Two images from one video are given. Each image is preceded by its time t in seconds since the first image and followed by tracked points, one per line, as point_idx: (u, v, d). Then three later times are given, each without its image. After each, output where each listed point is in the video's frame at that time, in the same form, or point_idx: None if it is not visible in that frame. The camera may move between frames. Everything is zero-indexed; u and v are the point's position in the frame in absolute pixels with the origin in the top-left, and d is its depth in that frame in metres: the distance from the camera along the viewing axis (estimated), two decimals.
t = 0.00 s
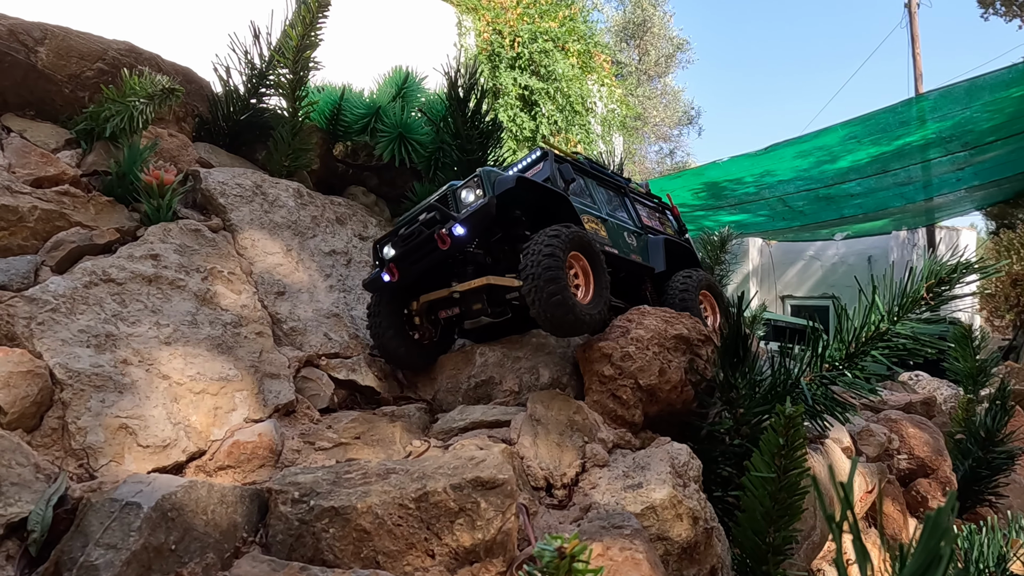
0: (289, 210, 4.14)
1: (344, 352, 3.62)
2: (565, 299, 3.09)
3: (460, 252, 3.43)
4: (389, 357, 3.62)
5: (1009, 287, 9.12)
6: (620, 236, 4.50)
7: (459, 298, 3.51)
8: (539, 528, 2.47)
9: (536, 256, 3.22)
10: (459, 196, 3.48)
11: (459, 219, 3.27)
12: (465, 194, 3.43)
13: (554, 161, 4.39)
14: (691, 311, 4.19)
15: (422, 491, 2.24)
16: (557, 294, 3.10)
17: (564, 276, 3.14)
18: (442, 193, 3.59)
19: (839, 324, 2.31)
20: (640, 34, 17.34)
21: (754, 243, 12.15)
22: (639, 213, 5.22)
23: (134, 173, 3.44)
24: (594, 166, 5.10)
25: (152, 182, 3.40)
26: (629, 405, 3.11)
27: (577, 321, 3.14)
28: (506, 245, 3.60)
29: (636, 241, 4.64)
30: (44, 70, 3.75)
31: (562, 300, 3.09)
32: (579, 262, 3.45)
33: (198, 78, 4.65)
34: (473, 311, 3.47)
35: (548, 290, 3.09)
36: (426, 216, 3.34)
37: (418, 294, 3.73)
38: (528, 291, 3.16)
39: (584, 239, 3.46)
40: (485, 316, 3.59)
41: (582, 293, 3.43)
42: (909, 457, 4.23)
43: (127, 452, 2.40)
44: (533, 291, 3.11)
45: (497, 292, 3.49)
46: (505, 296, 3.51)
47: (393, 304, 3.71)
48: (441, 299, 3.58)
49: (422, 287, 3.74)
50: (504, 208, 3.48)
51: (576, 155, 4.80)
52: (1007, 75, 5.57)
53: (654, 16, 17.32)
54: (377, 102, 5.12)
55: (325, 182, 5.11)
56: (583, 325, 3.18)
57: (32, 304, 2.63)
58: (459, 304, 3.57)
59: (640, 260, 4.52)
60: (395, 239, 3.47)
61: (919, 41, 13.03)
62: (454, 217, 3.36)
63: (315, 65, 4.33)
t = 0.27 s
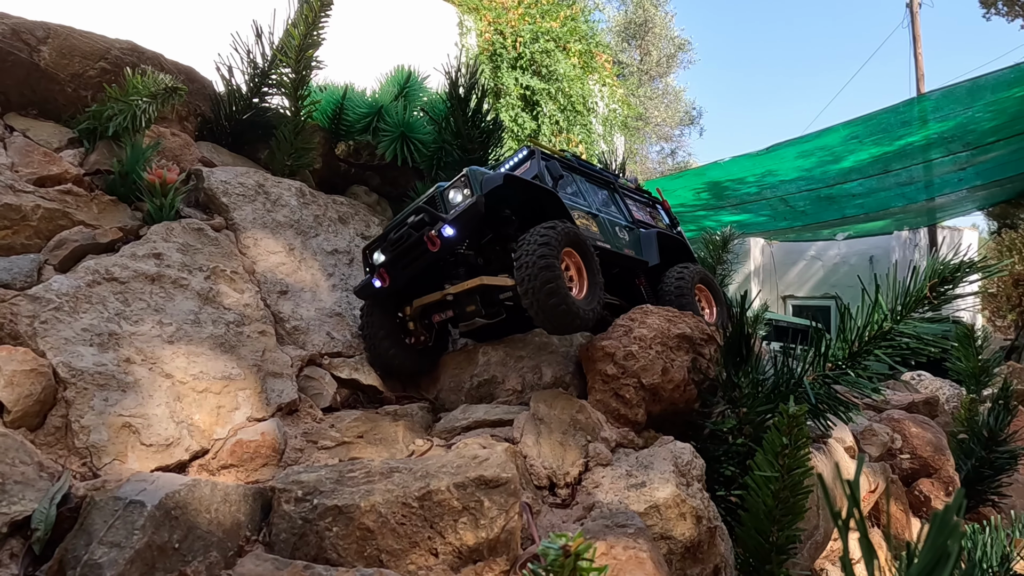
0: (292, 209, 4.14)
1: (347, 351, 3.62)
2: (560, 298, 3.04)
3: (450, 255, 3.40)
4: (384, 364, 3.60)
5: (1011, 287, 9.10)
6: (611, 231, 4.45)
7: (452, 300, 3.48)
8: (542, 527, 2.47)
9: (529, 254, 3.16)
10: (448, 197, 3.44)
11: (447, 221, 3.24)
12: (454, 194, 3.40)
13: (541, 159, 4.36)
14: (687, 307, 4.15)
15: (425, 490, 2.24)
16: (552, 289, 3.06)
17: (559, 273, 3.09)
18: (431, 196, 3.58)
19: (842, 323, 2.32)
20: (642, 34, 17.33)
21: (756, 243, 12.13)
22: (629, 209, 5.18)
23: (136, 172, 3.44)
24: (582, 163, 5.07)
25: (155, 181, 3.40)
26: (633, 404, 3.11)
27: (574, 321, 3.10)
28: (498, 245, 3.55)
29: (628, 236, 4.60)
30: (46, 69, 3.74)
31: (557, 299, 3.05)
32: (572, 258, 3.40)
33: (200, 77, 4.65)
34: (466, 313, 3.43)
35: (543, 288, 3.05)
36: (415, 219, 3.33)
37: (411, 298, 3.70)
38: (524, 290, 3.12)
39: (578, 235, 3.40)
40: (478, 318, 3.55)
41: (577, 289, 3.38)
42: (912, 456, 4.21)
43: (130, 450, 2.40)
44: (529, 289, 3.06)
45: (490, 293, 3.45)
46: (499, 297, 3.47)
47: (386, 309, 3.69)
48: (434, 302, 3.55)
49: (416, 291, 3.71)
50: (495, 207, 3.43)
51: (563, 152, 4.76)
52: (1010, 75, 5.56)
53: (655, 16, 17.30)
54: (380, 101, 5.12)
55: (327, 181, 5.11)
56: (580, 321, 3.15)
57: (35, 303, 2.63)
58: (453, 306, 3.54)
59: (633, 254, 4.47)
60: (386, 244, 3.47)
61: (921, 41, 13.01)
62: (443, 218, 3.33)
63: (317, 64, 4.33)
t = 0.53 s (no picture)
0: (295, 209, 4.14)
1: (350, 351, 3.62)
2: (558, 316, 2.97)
3: (441, 268, 3.28)
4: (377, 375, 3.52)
5: (1013, 287, 9.08)
6: (604, 228, 4.36)
7: (445, 312, 3.38)
8: (546, 526, 2.47)
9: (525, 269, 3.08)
10: (436, 207, 3.29)
11: (437, 235, 3.10)
12: (443, 205, 3.25)
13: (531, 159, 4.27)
14: (683, 303, 4.11)
15: (430, 490, 2.24)
16: (549, 305, 2.99)
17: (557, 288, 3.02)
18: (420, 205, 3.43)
19: (846, 323, 2.32)
20: (644, 34, 17.32)
21: (758, 242, 12.11)
22: (622, 202, 5.09)
23: (140, 172, 3.44)
24: (573, 157, 4.96)
25: (159, 181, 3.40)
26: (636, 404, 3.10)
27: (572, 336, 3.05)
28: (490, 253, 3.44)
29: (621, 233, 4.52)
30: (50, 69, 3.73)
31: (555, 316, 2.98)
32: (567, 270, 3.34)
33: (204, 77, 4.65)
34: (459, 325, 3.33)
35: (541, 304, 2.97)
36: (403, 233, 3.18)
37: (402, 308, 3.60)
38: (520, 306, 3.04)
39: (573, 247, 3.33)
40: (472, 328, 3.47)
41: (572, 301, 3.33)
42: (915, 456, 4.20)
43: (134, 450, 2.40)
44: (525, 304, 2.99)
45: (483, 304, 3.35)
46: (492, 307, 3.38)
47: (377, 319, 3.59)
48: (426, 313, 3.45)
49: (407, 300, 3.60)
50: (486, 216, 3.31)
51: (552, 148, 4.66)
52: (1012, 74, 5.55)
53: (657, 16, 17.29)
54: (383, 101, 5.09)
55: (330, 181, 5.11)
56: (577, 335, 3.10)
57: (40, 303, 2.63)
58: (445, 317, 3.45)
59: (627, 252, 4.39)
60: (374, 257, 3.34)
61: (923, 41, 12.98)
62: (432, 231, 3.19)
63: (320, 64, 4.33)
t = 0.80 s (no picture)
0: (297, 209, 4.13)
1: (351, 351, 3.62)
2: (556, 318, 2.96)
3: (435, 268, 3.24)
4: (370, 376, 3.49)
5: (1015, 287, 9.06)
6: (600, 226, 4.32)
7: (439, 312, 3.34)
8: (548, 527, 2.46)
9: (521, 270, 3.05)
10: (430, 207, 3.24)
11: (431, 236, 3.06)
12: (437, 205, 3.20)
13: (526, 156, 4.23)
14: (678, 301, 4.09)
15: (431, 491, 2.24)
16: (546, 307, 2.97)
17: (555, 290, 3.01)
18: (413, 204, 3.38)
19: (849, 324, 2.31)
20: (645, 34, 17.31)
21: (760, 242, 12.09)
22: (617, 199, 5.06)
23: (142, 172, 3.43)
24: (568, 153, 4.91)
25: (160, 181, 3.39)
26: (638, 404, 3.09)
27: (568, 337, 3.03)
28: (484, 253, 3.40)
29: (617, 230, 4.48)
30: (52, 69, 3.71)
31: (553, 317, 2.96)
32: (564, 273, 3.33)
33: (205, 77, 4.64)
34: (453, 326, 3.32)
35: (538, 306, 2.95)
36: (397, 233, 3.13)
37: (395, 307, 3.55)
38: (517, 308, 3.01)
39: (569, 249, 3.31)
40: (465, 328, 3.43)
41: (568, 302, 3.32)
42: (917, 457, 4.19)
43: (136, 451, 2.40)
44: (520, 305, 2.96)
45: (477, 304, 3.31)
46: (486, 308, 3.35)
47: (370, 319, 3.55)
48: (419, 313, 3.41)
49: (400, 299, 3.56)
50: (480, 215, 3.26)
51: (547, 144, 4.62)
52: (1014, 74, 5.53)
53: (658, 16, 17.28)
54: (384, 101, 5.09)
55: (331, 181, 5.11)
56: (573, 337, 3.08)
57: (41, 303, 2.63)
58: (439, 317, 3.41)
59: (622, 251, 4.36)
60: (367, 257, 3.29)
61: (924, 40, 12.95)
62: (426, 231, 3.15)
63: (322, 64, 4.33)
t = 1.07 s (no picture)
0: (300, 210, 4.06)
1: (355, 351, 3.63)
2: (553, 311, 2.95)
3: (429, 263, 3.23)
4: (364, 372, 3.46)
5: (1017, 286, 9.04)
6: (595, 222, 4.30)
7: (434, 308, 3.32)
8: (552, 526, 2.47)
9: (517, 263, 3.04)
10: (425, 201, 3.25)
11: (427, 229, 3.06)
12: (431, 199, 3.22)
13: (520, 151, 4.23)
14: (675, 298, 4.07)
15: (436, 490, 2.25)
16: (543, 301, 2.97)
17: (552, 283, 3.00)
18: (407, 199, 3.37)
19: (852, 323, 2.32)
20: (646, 33, 17.29)
21: (762, 241, 12.09)
22: (612, 195, 5.04)
23: (146, 172, 3.44)
24: (562, 149, 4.90)
25: (165, 181, 3.40)
26: (641, 403, 3.10)
27: (565, 331, 3.03)
28: (480, 247, 3.38)
29: (612, 227, 4.46)
30: (57, 69, 3.71)
31: (550, 311, 2.95)
32: (560, 266, 3.32)
33: (209, 76, 4.65)
34: (449, 321, 3.28)
35: (534, 299, 2.94)
36: (391, 227, 3.13)
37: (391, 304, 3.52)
38: (513, 301, 3.00)
39: (565, 242, 3.30)
40: (460, 324, 3.41)
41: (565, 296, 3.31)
42: (920, 456, 4.19)
43: (142, 449, 2.41)
44: (517, 298, 2.96)
45: (473, 299, 3.29)
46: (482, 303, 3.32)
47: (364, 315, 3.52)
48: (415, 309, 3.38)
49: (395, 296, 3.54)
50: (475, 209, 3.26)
51: (541, 140, 4.60)
52: (1017, 73, 5.52)
53: (660, 15, 17.25)
54: (387, 100, 5.08)
55: (334, 181, 5.11)
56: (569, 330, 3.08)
57: (47, 303, 2.64)
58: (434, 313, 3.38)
59: (618, 247, 4.33)
60: (361, 252, 3.27)
61: (927, 40, 12.93)
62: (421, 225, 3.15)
63: (325, 64, 4.33)
